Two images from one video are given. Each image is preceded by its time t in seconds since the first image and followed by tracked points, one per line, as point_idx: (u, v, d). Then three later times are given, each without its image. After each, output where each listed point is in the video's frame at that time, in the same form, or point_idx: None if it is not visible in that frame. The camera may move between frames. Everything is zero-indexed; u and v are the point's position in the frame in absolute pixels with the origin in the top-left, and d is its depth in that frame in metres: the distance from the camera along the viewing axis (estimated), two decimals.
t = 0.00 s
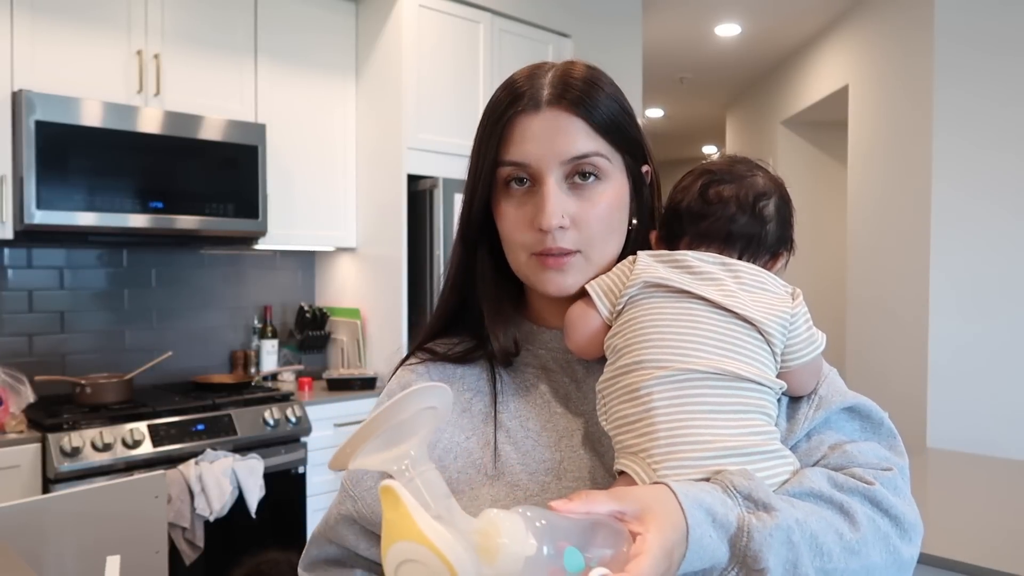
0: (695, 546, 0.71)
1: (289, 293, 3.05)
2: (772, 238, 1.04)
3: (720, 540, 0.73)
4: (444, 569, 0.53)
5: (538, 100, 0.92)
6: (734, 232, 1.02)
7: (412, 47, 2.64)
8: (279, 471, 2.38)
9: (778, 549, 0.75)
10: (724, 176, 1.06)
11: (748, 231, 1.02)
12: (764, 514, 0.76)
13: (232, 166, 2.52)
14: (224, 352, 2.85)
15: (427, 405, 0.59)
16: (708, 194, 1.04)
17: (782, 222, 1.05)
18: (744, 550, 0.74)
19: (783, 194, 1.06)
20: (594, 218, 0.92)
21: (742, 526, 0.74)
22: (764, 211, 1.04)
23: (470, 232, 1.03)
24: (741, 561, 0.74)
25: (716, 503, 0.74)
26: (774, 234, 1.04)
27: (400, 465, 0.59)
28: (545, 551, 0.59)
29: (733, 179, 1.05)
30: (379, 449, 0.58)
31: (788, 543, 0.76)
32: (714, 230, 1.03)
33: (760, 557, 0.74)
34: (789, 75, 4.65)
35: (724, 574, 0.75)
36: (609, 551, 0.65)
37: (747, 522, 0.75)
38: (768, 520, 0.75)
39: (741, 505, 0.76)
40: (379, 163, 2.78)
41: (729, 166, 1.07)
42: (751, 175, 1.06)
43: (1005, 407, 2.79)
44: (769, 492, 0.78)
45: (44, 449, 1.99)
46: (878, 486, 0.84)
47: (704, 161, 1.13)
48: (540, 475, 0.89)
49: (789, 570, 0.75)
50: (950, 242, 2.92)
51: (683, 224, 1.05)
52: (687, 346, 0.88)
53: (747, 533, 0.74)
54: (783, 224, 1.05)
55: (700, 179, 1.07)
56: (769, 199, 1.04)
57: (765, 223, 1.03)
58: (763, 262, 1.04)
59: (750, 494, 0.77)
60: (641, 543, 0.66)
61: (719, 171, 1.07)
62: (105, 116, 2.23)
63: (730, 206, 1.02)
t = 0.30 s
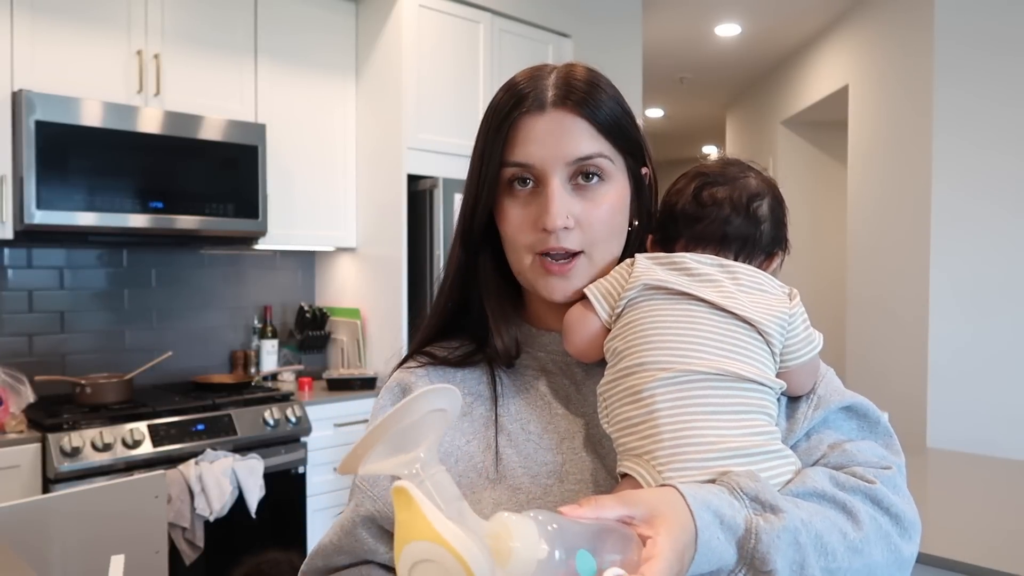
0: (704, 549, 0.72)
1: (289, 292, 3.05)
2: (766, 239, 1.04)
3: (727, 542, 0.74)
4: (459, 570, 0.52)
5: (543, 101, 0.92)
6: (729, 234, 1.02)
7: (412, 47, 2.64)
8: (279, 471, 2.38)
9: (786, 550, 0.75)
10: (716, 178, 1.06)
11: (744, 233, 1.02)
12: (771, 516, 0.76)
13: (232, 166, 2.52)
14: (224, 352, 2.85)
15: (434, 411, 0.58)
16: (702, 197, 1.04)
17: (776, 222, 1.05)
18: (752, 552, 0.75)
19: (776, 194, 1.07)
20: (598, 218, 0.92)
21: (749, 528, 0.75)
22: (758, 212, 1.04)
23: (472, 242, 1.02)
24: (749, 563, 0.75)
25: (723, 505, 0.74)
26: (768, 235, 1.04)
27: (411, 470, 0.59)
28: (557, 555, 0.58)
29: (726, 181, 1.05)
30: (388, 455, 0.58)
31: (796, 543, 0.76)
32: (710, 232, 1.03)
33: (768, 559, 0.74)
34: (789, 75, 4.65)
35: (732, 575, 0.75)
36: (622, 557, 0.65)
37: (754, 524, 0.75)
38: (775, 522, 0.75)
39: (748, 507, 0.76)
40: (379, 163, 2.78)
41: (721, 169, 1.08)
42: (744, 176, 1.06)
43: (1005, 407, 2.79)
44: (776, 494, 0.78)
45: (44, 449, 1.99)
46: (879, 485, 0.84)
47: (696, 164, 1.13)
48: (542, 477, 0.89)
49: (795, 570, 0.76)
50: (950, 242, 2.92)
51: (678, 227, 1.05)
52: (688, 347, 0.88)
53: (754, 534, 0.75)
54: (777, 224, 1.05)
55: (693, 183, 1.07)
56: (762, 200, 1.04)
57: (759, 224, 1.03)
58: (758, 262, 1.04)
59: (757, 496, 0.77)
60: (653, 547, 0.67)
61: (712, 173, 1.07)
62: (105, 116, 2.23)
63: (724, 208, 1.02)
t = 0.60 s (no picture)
0: (707, 546, 0.71)
1: (289, 293, 3.05)
2: (768, 237, 1.04)
3: (730, 540, 0.73)
4: (435, 492, 0.49)
5: (546, 87, 0.93)
6: (731, 231, 1.02)
7: (412, 47, 2.64)
8: (279, 471, 2.38)
9: (791, 548, 0.75)
10: (719, 176, 1.06)
11: (746, 231, 1.02)
12: (776, 515, 0.76)
13: (232, 166, 2.52)
14: (224, 352, 2.85)
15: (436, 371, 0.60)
16: (704, 194, 1.04)
17: (778, 220, 1.05)
18: (757, 553, 0.74)
19: (777, 192, 1.07)
20: (601, 204, 0.92)
21: (755, 528, 0.74)
22: (760, 210, 1.04)
23: (474, 231, 1.03)
24: (754, 563, 0.74)
25: (728, 504, 0.74)
26: (770, 233, 1.04)
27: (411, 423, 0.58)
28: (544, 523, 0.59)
29: (728, 178, 1.05)
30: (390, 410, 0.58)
31: (801, 542, 0.76)
32: (712, 230, 1.03)
33: (773, 559, 0.74)
34: (789, 75, 4.65)
35: None
36: (620, 545, 0.65)
37: (760, 524, 0.75)
38: (780, 521, 0.75)
39: (753, 506, 0.76)
40: (379, 163, 2.78)
41: (724, 166, 1.08)
42: (746, 174, 1.06)
43: (1006, 407, 2.79)
44: (779, 492, 0.78)
45: (44, 449, 1.99)
46: (882, 483, 0.84)
47: (698, 161, 1.13)
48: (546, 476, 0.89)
49: (799, 570, 0.76)
50: (950, 242, 2.92)
51: (680, 225, 1.05)
52: (693, 346, 0.87)
53: (758, 535, 0.74)
54: (779, 222, 1.05)
55: (696, 180, 1.07)
56: (765, 198, 1.04)
57: (761, 222, 1.03)
58: (760, 260, 1.04)
59: (762, 495, 0.77)
60: (656, 534, 0.67)
61: (714, 171, 1.07)
62: (106, 116, 2.23)
63: (727, 206, 1.02)
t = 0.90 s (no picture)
0: (719, 549, 0.73)
1: (289, 293, 3.05)
2: (771, 237, 1.02)
3: (730, 541, 0.73)
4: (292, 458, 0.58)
5: (553, 87, 0.94)
6: (733, 232, 1.01)
7: (412, 47, 2.64)
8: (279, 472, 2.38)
9: (787, 549, 0.75)
10: (721, 175, 1.04)
11: (748, 231, 1.01)
12: (774, 514, 0.76)
13: (232, 166, 2.52)
14: (224, 352, 2.85)
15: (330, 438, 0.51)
16: (706, 194, 1.02)
17: (782, 220, 1.03)
18: (756, 552, 0.75)
19: (781, 192, 1.05)
20: (606, 202, 0.92)
21: (754, 528, 0.75)
22: (763, 210, 1.02)
23: (478, 228, 1.03)
24: (753, 561, 0.75)
25: (727, 505, 0.74)
26: (773, 233, 1.02)
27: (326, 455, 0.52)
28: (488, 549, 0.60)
29: (731, 178, 1.03)
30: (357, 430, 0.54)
31: (795, 544, 0.76)
32: (714, 230, 1.01)
33: (771, 558, 0.75)
34: (789, 75, 4.65)
35: (735, 573, 0.75)
36: None
37: (758, 524, 0.75)
38: (778, 521, 0.76)
39: (751, 506, 0.76)
40: (379, 163, 2.78)
41: (727, 166, 1.06)
42: (749, 174, 1.04)
43: (1006, 407, 2.79)
44: (777, 492, 0.78)
45: (44, 449, 1.99)
46: (880, 485, 0.84)
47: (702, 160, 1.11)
48: (542, 473, 0.90)
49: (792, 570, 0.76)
50: (950, 242, 2.92)
51: (682, 224, 1.04)
52: (691, 346, 0.88)
53: (758, 534, 0.75)
54: (783, 222, 1.03)
55: (699, 178, 1.05)
56: (767, 198, 1.02)
57: (763, 223, 1.01)
58: (762, 261, 1.03)
59: (759, 494, 0.77)
60: (691, 541, 0.69)
61: (717, 170, 1.05)
62: (106, 116, 2.23)
63: (729, 206, 1.01)
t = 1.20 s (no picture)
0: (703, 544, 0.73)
1: (289, 293, 3.05)
2: (770, 237, 1.03)
3: (716, 536, 0.74)
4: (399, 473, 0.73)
5: (543, 89, 0.94)
6: (731, 232, 1.01)
7: (412, 47, 2.64)
8: (280, 471, 2.38)
9: (774, 549, 0.75)
10: (721, 176, 1.04)
11: (746, 231, 1.01)
12: (761, 512, 0.76)
13: (232, 166, 2.52)
14: (224, 352, 2.85)
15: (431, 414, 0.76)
16: (706, 194, 1.03)
17: (781, 221, 1.04)
18: (744, 548, 0.74)
19: (782, 193, 1.05)
20: (595, 203, 0.92)
21: (740, 524, 0.75)
22: (762, 211, 1.03)
23: (475, 229, 1.03)
24: (740, 559, 0.75)
25: (714, 502, 0.75)
26: (772, 233, 1.03)
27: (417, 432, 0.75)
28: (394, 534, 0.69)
29: (731, 178, 1.04)
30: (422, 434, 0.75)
31: (785, 545, 0.75)
32: (713, 230, 1.02)
33: (758, 555, 0.74)
34: (789, 75, 4.65)
35: (723, 572, 0.75)
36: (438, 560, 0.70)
37: (746, 521, 0.75)
38: (766, 517, 0.76)
39: (740, 503, 0.76)
40: (379, 163, 2.78)
41: (727, 166, 1.06)
42: (749, 174, 1.05)
43: (1006, 407, 2.79)
44: (764, 490, 0.78)
45: (44, 449, 1.99)
46: (876, 484, 0.84)
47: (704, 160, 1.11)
48: (538, 472, 0.90)
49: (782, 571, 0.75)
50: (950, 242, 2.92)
51: (681, 224, 1.04)
52: (684, 346, 0.88)
53: (746, 531, 0.74)
54: (782, 223, 1.04)
55: (699, 179, 1.05)
56: (767, 199, 1.03)
57: (762, 223, 1.02)
58: (762, 262, 1.03)
59: (746, 492, 0.77)
60: (681, 530, 0.70)
61: (717, 171, 1.05)
62: (105, 116, 2.23)
63: (728, 206, 1.01)
